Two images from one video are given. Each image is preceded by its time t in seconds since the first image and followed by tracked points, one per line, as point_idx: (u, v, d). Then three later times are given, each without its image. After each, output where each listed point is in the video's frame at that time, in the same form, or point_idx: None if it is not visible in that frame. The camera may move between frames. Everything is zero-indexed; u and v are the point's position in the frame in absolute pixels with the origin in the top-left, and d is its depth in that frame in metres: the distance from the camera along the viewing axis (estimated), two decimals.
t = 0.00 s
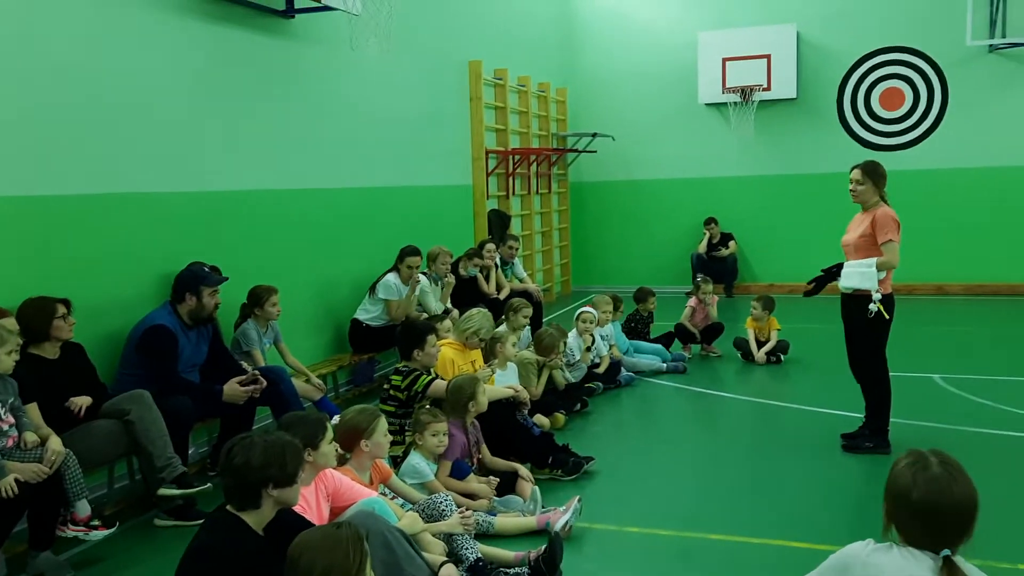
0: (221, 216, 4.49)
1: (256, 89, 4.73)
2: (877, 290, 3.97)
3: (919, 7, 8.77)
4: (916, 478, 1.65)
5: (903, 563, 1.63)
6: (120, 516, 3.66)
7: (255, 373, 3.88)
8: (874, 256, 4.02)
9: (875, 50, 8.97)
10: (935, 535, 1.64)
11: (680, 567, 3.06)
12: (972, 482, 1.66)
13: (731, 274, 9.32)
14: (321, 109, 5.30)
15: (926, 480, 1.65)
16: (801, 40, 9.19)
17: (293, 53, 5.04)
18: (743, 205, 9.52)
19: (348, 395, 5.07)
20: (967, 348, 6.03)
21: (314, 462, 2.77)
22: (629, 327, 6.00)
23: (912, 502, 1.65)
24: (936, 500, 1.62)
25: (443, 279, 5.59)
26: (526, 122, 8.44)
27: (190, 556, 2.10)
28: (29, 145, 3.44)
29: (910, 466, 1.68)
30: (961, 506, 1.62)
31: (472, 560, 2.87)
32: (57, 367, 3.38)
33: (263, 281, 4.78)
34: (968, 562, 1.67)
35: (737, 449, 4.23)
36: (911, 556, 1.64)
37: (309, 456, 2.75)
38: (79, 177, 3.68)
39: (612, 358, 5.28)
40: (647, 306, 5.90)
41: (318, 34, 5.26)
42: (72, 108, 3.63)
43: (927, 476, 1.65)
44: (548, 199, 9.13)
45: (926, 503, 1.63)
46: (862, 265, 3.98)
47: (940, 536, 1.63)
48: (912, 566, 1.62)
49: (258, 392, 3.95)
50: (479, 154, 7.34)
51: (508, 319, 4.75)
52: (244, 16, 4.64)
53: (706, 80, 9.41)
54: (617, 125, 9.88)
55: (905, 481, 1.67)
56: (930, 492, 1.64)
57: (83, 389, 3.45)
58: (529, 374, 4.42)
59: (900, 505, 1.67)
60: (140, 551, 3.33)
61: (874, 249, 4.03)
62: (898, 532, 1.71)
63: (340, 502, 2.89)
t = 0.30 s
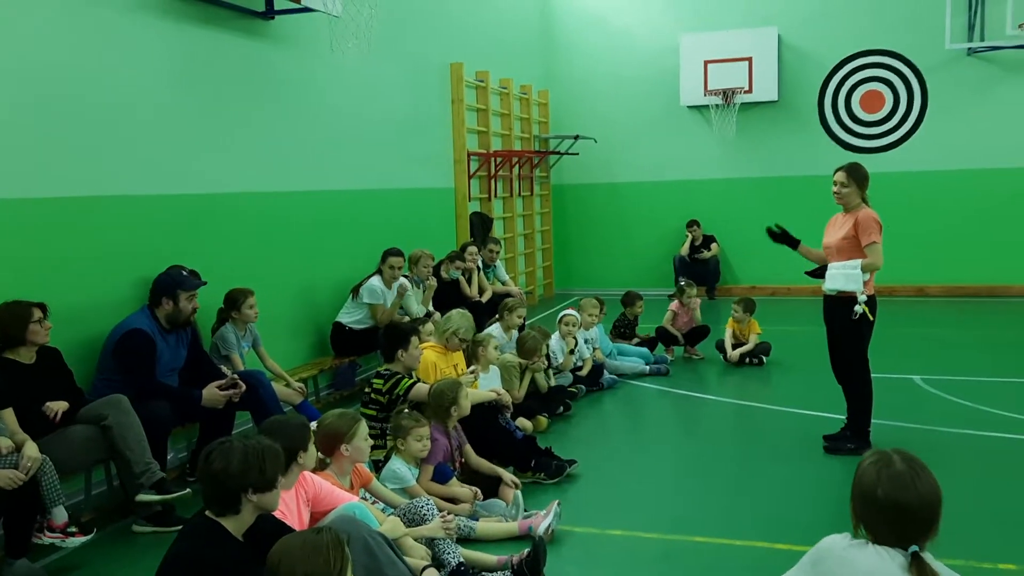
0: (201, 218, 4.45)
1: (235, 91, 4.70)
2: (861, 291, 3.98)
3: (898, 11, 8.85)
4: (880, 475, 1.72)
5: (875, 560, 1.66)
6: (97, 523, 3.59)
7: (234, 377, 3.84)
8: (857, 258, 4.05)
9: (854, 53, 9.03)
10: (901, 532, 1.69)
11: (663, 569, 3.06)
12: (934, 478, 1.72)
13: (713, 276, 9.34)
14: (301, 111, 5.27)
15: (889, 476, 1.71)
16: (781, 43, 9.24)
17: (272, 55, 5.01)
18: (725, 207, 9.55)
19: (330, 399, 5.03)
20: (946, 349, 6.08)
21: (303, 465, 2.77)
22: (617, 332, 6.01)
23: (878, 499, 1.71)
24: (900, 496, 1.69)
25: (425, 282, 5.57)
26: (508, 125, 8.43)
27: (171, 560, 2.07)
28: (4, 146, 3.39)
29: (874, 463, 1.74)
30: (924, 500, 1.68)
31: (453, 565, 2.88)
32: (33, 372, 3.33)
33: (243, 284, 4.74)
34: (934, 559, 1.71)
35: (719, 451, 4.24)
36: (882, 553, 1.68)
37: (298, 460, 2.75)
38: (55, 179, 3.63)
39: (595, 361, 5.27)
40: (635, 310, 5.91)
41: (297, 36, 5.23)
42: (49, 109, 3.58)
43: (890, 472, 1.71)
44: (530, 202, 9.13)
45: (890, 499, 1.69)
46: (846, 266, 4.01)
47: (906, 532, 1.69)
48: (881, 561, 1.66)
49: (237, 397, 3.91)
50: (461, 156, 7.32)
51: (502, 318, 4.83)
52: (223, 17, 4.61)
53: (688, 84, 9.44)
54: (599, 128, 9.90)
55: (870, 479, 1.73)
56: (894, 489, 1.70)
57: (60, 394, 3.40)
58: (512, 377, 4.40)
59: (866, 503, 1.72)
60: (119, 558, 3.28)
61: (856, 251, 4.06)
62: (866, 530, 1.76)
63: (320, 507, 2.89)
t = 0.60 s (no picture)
0: (180, 221, 4.44)
1: (216, 93, 4.69)
2: (836, 296, 4.06)
3: (874, 18, 8.98)
4: (854, 474, 1.75)
5: (841, 552, 1.74)
6: (75, 526, 3.58)
7: (215, 381, 3.84)
8: (834, 262, 4.10)
9: (832, 60, 9.14)
10: (873, 528, 1.73)
11: (642, 569, 3.09)
12: (906, 478, 1.76)
13: (693, 279, 9.41)
14: (282, 114, 5.27)
15: (864, 474, 1.75)
16: (760, 50, 9.34)
17: (254, 57, 5.01)
18: (704, 211, 9.63)
19: (310, 402, 5.02)
20: (921, 352, 6.17)
21: (283, 467, 2.79)
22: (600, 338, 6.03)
23: (852, 496, 1.74)
24: (873, 493, 1.72)
25: (406, 285, 5.58)
26: (489, 129, 8.46)
27: (151, 561, 2.08)
28: None
29: (849, 461, 1.78)
30: (897, 498, 1.72)
31: (435, 565, 2.89)
32: (11, 375, 3.31)
33: (223, 287, 4.73)
34: (903, 555, 1.76)
35: (698, 452, 4.28)
36: (850, 548, 1.73)
37: (280, 461, 2.76)
38: (34, 180, 3.60)
39: (576, 363, 5.30)
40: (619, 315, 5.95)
41: (279, 39, 5.23)
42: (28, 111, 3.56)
43: (865, 470, 1.75)
44: (512, 206, 9.17)
45: (863, 496, 1.73)
46: (823, 271, 4.07)
47: (877, 528, 1.73)
48: (847, 556, 1.72)
49: (219, 400, 3.91)
50: (442, 160, 7.34)
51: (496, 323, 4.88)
52: (205, 20, 4.60)
53: (668, 89, 9.51)
54: (580, 132, 9.95)
55: (844, 477, 1.77)
56: (868, 487, 1.73)
57: (38, 397, 3.39)
58: (493, 379, 4.42)
59: (839, 500, 1.76)
60: (98, 561, 3.27)
61: (833, 255, 4.11)
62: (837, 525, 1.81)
63: (300, 509, 2.89)
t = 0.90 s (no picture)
0: (159, 221, 4.41)
1: (196, 94, 4.67)
2: (814, 298, 4.09)
3: (852, 23, 9.07)
4: (833, 473, 1.78)
5: (815, 550, 1.76)
6: (52, 530, 3.55)
7: (193, 384, 3.83)
8: (811, 265, 4.15)
9: (811, 64, 9.23)
10: (848, 528, 1.76)
11: (622, 570, 3.11)
12: (883, 481, 1.79)
13: (673, 281, 9.47)
14: (262, 115, 5.25)
15: (843, 474, 1.77)
16: (739, 53, 9.41)
17: (234, 58, 4.99)
18: (684, 213, 9.69)
19: (291, 404, 5.01)
20: (897, 353, 6.24)
21: (261, 468, 2.76)
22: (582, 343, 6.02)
23: (830, 495, 1.77)
24: (852, 493, 1.75)
25: (387, 287, 5.57)
26: (470, 131, 8.47)
27: (126, 563, 2.06)
28: None
29: (828, 461, 1.80)
30: (874, 499, 1.75)
31: (414, 568, 2.94)
32: None
33: (202, 288, 4.70)
34: (875, 556, 1.79)
35: (677, 453, 4.31)
36: (825, 546, 1.76)
37: (259, 462, 2.74)
38: (11, 180, 3.57)
39: (556, 365, 5.31)
40: (601, 322, 5.97)
41: (259, 39, 5.22)
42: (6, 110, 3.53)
43: (844, 471, 1.77)
44: (493, 208, 9.18)
45: (841, 495, 1.75)
46: (800, 274, 4.12)
47: (853, 528, 1.75)
48: (821, 553, 1.75)
49: (198, 403, 3.90)
50: (423, 162, 7.34)
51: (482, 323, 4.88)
52: (185, 20, 4.59)
53: (648, 91, 9.56)
54: (561, 134, 9.98)
55: (823, 476, 1.79)
56: (847, 487, 1.76)
57: (14, 400, 3.36)
58: (473, 382, 4.44)
59: (817, 498, 1.79)
60: (75, 565, 3.24)
61: (810, 258, 4.16)
62: (811, 523, 1.83)
63: (280, 512, 2.89)
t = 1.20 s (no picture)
0: (139, 221, 4.38)
1: (176, 93, 4.65)
2: (788, 298, 4.14)
3: (832, 25, 9.14)
4: (801, 470, 1.81)
5: (786, 548, 1.78)
6: (30, 531, 3.52)
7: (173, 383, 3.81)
8: (786, 266, 4.21)
9: (794, 65, 9.30)
10: (817, 523, 1.79)
11: (602, 569, 3.13)
12: (847, 474, 1.84)
13: (655, 282, 9.51)
14: (243, 114, 5.23)
15: (811, 470, 1.80)
16: (720, 54, 9.47)
17: (215, 57, 4.97)
18: (666, 213, 9.73)
19: (272, 404, 4.99)
20: (876, 352, 6.31)
21: (240, 467, 2.77)
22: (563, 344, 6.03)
23: (798, 492, 1.80)
24: (820, 489, 1.78)
25: (369, 286, 5.55)
26: (453, 131, 8.47)
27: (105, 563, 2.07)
28: None
29: (794, 459, 1.83)
30: (841, 494, 1.79)
31: (397, 567, 2.94)
32: None
33: (183, 288, 4.68)
34: (843, 548, 1.83)
35: (658, 452, 4.33)
36: (796, 542, 1.79)
37: (237, 461, 2.75)
38: None
39: (538, 365, 5.32)
40: (582, 323, 6.00)
41: (240, 38, 5.19)
42: None
43: (811, 467, 1.81)
44: (475, 208, 9.19)
45: (811, 492, 1.78)
46: (775, 274, 4.16)
47: (821, 523, 1.79)
48: (792, 549, 1.78)
49: (177, 402, 3.88)
50: (406, 162, 7.35)
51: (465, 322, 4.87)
52: (165, 19, 4.56)
53: (630, 92, 9.60)
54: (544, 134, 10.00)
55: (790, 473, 1.82)
56: (815, 483, 1.79)
57: None
58: (456, 381, 4.42)
59: (787, 496, 1.81)
60: (54, 566, 3.22)
61: (786, 259, 4.22)
62: (780, 520, 1.86)
63: (261, 512, 2.89)
